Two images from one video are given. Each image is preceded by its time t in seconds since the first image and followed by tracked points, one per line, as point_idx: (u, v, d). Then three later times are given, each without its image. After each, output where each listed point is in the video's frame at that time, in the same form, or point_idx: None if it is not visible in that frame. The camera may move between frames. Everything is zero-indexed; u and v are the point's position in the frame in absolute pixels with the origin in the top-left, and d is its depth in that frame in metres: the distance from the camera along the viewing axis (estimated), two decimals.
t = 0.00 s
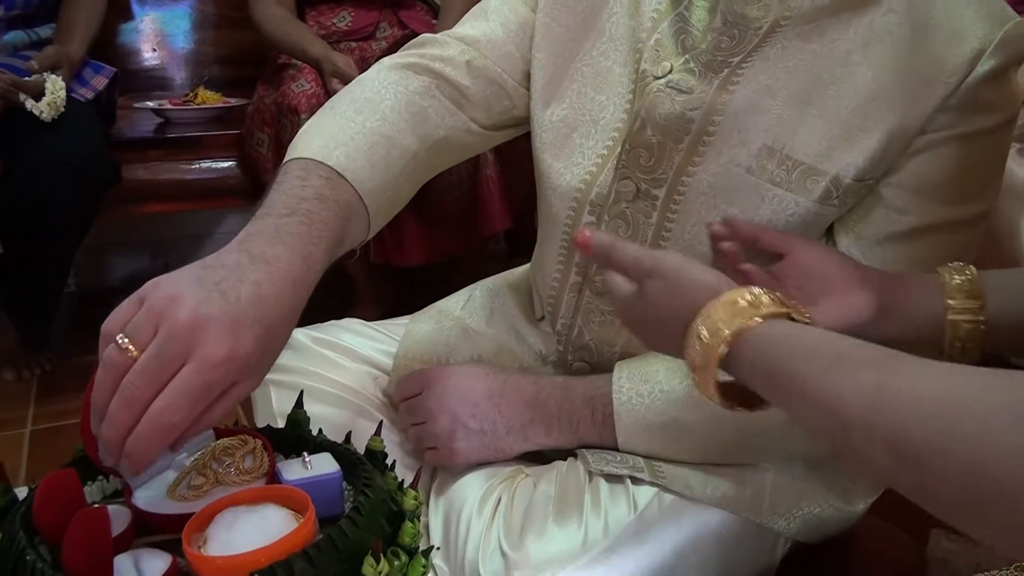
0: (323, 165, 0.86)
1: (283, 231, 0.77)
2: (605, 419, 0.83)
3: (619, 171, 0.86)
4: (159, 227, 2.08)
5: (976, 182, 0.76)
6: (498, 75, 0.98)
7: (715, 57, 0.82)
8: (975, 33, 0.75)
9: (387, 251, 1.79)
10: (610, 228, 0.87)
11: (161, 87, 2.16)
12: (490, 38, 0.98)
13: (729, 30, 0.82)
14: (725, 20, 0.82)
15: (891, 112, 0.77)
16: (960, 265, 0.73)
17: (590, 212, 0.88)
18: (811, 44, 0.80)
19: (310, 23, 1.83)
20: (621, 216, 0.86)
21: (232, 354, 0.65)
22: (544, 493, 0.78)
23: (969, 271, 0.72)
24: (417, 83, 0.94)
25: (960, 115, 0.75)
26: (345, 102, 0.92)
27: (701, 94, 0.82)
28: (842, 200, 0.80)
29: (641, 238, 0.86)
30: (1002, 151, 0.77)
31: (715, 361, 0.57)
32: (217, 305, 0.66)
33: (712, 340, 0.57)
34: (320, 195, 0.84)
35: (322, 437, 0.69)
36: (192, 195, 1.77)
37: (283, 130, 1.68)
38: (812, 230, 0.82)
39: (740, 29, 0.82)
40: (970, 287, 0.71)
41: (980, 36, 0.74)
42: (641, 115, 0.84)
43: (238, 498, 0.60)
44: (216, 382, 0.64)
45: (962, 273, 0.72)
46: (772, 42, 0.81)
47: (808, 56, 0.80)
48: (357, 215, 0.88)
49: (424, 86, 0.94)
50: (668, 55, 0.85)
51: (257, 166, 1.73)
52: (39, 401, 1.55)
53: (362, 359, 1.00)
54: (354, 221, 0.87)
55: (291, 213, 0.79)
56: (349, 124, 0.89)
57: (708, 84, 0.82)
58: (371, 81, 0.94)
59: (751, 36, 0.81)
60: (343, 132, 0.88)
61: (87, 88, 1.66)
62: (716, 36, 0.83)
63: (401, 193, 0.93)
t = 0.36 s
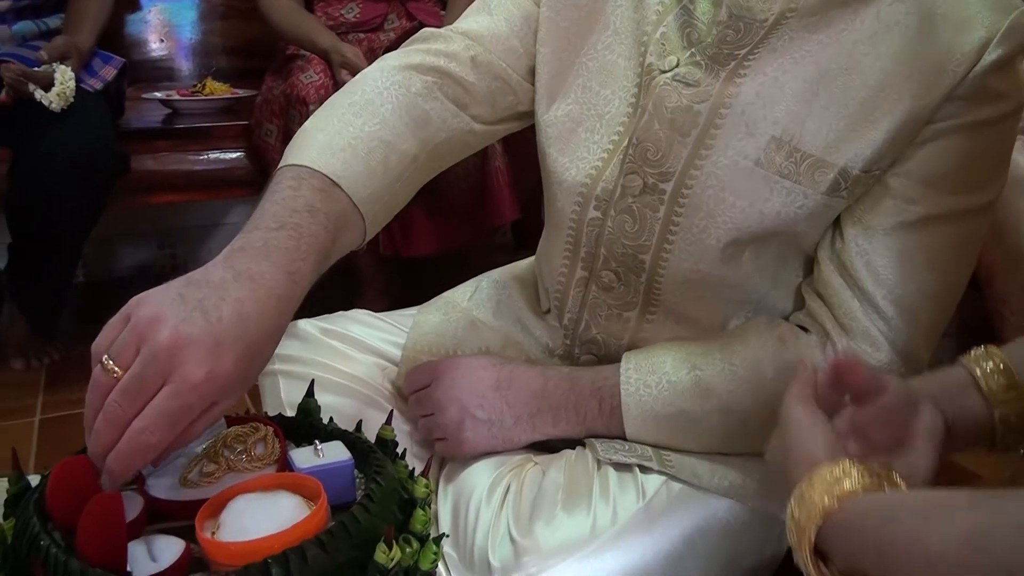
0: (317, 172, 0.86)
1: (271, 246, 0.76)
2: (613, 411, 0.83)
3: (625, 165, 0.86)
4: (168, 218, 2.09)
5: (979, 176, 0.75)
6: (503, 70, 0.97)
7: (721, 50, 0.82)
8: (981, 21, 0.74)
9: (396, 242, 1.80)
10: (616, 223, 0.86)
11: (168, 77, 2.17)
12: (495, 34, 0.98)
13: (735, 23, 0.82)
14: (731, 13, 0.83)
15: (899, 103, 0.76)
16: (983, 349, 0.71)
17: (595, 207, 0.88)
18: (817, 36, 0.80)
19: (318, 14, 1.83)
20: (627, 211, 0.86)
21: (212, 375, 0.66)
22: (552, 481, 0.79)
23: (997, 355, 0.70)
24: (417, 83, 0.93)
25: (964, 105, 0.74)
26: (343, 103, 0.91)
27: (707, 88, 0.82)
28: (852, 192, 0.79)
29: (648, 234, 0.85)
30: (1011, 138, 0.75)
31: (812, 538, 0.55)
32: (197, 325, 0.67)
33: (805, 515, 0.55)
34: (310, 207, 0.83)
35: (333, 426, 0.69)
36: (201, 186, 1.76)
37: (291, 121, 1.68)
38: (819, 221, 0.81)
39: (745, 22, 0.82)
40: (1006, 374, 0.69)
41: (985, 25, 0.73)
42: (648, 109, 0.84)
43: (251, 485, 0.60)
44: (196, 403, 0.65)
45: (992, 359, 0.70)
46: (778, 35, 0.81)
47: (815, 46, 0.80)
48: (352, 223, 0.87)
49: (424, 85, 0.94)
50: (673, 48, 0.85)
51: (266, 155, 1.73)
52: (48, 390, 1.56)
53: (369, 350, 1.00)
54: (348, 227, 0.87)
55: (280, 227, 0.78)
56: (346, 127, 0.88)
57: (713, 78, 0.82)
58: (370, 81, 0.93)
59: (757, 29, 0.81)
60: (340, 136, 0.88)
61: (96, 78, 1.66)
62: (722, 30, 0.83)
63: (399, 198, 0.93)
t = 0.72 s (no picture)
0: (321, 190, 0.85)
1: (278, 271, 0.76)
2: (619, 402, 0.83)
3: (628, 165, 0.86)
4: (175, 211, 2.10)
5: (987, 165, 0.76)
6: (506, 72, 0.98)
7: (724, 48, 0.82)
8: (983, 15, 0.74)
9: (401, 236, 1.81)
10: (620, 221, 0.87)
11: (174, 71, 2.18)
12: (494, 38, 0.99)
13: (739, 19, 0.82)
14: (734, 10, 0.82)
15: (903, 100, 0.76)
16: (975, 405, 0.74)
17: (598, 206, 0.88)
18: (821, 31, 0.80)
19: (324, 7, 1.84)
20: (631, 209, 0.86)
21: (221, 403, 0.66)
22: (560, 469, 0.79)
23: (987, 412, 0.73)
24: (420, 88, 0.93)
25: (967, 99, 0.75)
26: (347, 113, 0.90)
27: (711, 86, 0.82)
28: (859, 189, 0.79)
29: (651, 232, 0.85)
30: (1012, 132, 0.76)
31: None
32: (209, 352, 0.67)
33: None
34: (316, 231, 0.82)
35: (342, 412, 0.70)
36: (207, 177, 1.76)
37: (299, 113, 1.69)
38: (823, 217, 0.81)
39: (748, 18, 0.81)
40: (999, 430, 0.72)
41: (990, 18, 0.74)
42: (652, 107, 0.84)
43: (262, 471, 0.61)
44: (203, 430, 0.65)
45: (982, 417, 0.73)
46: (782, 31, 0.81)
47: (819, 42, 0.80)
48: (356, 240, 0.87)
49: (427, 92, 0.94)
50: (675, 47, 0.85)
51: (273, 149, 1.74)
52: (57, 381, 1.57)
53: (378, 340, 1.00)
54: (351, 247, 0.87)
55: (286, 252, 0.78)
56: (350, 139, 0.88)
57: (718, 75, 0.82)
58: (373, 87, 0.93)
59: (761, 24, 0.81)
60: (343, 148, 0.87)
61: (104, 71, 1.67)
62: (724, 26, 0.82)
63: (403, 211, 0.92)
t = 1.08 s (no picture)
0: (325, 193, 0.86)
1: (284, 274, 0.77)
2: (621, 395, 0.83)
3: (630, 160, 0.86)
4: (179, 205, 2.10)
5: (986, 157, 0.77)
6: (509, 70, 0.99)
7: (723, 40, 0.83)
8: (980, 9, 0.74)
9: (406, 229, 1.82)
10: (621, 215, 0.87)
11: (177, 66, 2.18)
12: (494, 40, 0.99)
13: (738, 11, 0.83)
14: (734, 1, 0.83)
15: (902, 94, 0.77)
16: (973, 395, 0.75)
17: (599, 200, 0.89)
18: (820, 26, 0.80)
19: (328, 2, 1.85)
20: (632, 203, 0.86)
21: (232, 398, 0.67)
22: (564, 460, 0.79)
23: (986, 401, 0.74)
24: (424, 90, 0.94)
25: (966, 92, 0.76)
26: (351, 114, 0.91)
27: (712, 80, 0.83)
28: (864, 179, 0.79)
29: (653, 225, 0.86)
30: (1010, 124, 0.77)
31: None
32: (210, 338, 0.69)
33: None
34: (323, 234, 0.83)
35: (348, 403, 0.70)
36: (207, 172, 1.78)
37: (302, 108, 1.70)
38: (823, 210, 0.82)
39: (748, 10, 0.82)
40: (998, 419, 0.72)
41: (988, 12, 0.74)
42: (653, 103, 0.85)
43: (269, 460, 0.62)
44: (213, 425, 0.65)
45: (982, 406, 0.74)
46: (781, 24, 0.81)
47: (819, 37, 0.80)
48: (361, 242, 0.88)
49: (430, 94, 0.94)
50: (675, 43, 0.86)
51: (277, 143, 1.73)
52: (62, 373, 1.58)
53: (383, 332, 1.01)
54: (356, 249, 0.87)
55: (293, 254, 0.79)
56: (355, 140, 0.89)
57: (718, 69, 0.83)
58: (377, 87, 0.93)
59: (760, 18, 0.82)
60: (349, 149, 0.88)
61: (109, 65, 1.68)
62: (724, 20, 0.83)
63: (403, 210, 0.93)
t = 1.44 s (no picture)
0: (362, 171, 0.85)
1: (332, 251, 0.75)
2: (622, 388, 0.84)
3: (627, 151, 0.87)
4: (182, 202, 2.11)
5: (982, 139, 0.76)
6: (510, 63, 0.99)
7: (721, 19, 0.83)
8: None
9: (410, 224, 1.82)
10: (620, 206, 0.88)
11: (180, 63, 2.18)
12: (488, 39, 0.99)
13: None
14: None
15: (892, 78, 0.77)
16: (969, 388, 0.74)
17: (599, 192, 0.90)
18: (813, 15, 0.81)
19: None
20: (632, 194, 0.87)
21: (346, 285, 0.65)
22: (566, 454, 0.80)
23: (982, 394, 0.73)
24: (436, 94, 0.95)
25: (960, 79, 0.75)
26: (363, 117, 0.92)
27: (707, 70, 0.83)
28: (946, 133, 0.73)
29: (651, 215, 0.87)
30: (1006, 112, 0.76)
31: None
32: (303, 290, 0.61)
33: None
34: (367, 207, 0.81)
35: (351, 398, 0.71)
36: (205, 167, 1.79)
37: (304, 104, 1.70)
38: (819, 196, 0.82)
39: None
40: (994, 413, 0.72)
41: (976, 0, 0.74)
42: (649, 92, 0.86)
43: (273, 456, 0.62)
44: (338, 312, 0.63)
45: (978, 399, 0.73)
46: (773, 9, 0.82)
47: (811, 26, 0.80)
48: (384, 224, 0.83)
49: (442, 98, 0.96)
50: (671, 33, 0.87)
51: (279, 139, 1.76)
52: (66, 370, 1.59)
53: (387, 329, 1.02)
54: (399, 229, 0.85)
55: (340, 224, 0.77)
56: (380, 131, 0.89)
57: (714, 55, 0.83)
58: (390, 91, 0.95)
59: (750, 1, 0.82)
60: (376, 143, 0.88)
61: (113, 64, 1.69)
62: None
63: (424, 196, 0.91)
